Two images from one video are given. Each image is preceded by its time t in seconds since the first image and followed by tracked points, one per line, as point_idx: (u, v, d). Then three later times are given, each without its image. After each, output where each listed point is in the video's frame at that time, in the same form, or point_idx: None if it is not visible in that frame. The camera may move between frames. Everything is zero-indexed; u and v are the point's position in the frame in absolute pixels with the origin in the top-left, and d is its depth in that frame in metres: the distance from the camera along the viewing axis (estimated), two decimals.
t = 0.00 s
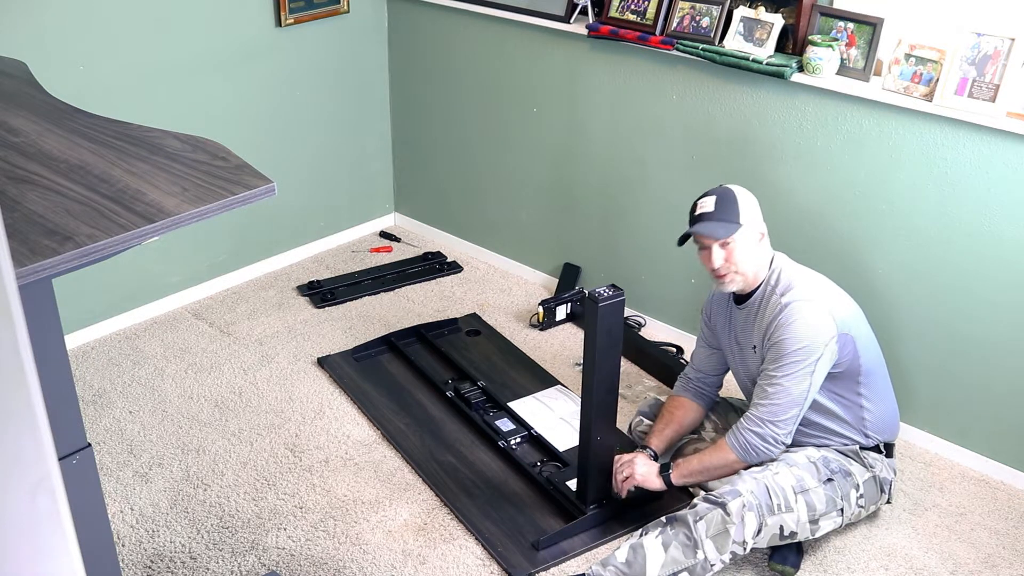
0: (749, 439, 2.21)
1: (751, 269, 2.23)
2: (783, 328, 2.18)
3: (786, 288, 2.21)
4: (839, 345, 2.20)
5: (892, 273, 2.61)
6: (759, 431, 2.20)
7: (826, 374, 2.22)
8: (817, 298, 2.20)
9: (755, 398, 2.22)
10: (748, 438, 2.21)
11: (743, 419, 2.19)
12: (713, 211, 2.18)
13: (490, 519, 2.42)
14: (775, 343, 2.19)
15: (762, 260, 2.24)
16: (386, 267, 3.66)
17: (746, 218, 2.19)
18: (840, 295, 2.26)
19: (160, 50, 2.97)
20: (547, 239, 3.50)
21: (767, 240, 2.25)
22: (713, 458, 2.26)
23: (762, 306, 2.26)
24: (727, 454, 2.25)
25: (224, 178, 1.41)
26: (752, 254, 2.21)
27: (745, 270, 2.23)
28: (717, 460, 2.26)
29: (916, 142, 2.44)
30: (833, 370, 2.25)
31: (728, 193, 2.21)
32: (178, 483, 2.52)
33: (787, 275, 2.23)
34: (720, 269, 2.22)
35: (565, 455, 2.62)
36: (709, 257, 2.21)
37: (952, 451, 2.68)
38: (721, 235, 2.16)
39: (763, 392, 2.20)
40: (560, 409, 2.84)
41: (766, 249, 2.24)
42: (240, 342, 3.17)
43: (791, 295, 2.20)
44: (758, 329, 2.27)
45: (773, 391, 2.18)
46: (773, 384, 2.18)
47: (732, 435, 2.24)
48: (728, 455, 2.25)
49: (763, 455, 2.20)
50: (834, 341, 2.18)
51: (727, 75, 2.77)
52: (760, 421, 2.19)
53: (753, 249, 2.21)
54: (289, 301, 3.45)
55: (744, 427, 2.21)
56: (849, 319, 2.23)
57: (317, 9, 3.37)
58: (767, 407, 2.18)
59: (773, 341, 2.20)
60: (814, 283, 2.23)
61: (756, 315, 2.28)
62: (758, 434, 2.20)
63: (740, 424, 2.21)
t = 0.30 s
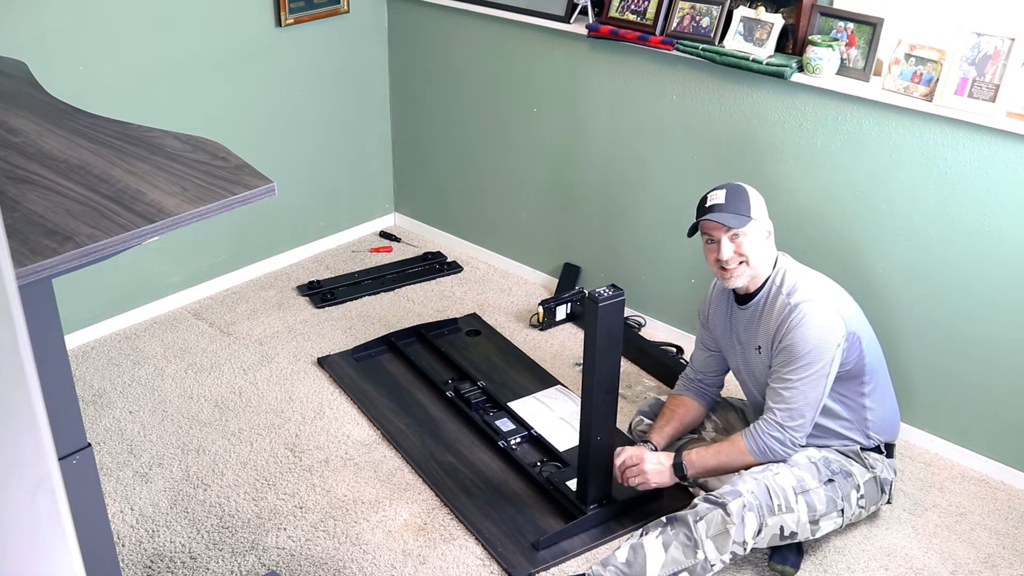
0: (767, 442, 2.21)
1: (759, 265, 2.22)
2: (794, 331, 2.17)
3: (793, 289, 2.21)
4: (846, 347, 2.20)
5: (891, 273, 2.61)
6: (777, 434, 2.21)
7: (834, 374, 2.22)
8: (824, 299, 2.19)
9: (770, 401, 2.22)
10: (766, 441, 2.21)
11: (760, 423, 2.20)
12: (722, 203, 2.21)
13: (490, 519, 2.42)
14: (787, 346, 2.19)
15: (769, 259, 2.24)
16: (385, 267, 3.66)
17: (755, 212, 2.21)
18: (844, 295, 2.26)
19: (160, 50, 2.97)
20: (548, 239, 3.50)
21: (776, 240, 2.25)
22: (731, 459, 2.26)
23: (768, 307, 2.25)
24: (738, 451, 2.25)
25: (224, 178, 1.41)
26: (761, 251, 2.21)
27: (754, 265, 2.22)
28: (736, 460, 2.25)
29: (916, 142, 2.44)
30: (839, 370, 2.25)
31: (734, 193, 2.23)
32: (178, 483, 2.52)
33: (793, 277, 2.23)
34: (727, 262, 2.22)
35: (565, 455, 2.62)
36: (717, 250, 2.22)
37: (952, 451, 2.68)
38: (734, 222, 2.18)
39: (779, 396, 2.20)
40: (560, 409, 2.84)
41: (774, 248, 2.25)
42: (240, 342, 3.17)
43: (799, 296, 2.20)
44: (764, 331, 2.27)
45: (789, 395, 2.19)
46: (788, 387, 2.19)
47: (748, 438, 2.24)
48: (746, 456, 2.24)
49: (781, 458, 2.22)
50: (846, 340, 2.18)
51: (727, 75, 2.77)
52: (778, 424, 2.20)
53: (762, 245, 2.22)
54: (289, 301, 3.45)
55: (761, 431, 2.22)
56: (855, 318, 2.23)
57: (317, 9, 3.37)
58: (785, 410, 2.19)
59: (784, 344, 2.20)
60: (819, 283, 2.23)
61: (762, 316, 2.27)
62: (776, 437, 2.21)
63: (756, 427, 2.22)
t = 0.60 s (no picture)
0: (763, 446, 2.21)
1: (759, 269, 2.22)
2: (793, 335, 2.17)
3: (793, 293, 2.21)
4: (845, 350, 2.20)
5: (891, 273, 2.61)
6: (773, 438, 2.21)
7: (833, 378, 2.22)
8: (824, 303, 2.19)
9: (767, 405, 2.22)
10: (762, 444, 2.21)
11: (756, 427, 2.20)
12: (721, 208, 2.21)
13: (490, 519, 2.42)
14: (786, 350, 2.18)
15: (772, 261, 2.24)
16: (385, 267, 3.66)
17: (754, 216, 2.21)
18: (844, 299, 2.25)
19: (160, 50, 2.97)
20: (548, 239, 3.50)
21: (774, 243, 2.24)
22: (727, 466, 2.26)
23: (768, 310, 2.25)
24: (736, 459, 2.26)
25: (224, 178, 1.41)
26: (760, 255, 2.20)
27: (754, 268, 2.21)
28: (732, 468, 2.26)
29: (915, 142, 2.45)
30: (840, 373, 2.24)
31: (735, 195, 2.23)
32: (178, 483, 2.52)
33: (794, 280, 2.22)
34: (727, 267, 2.21)
35: (565, 455, 2.62)
36: (717, 255, 2.21)
37: (952, 451, 2.68)
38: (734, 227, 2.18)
39: (775, 400, 2.20)
40: (560, 409, 2.84)
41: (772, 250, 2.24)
42: (240, 342, 3.17)
43: (798, 300, 2.19)
44: (763, 334, 2.26)
45: (785, 399, 2.19)
46: (785, 392, 2.19)
47: (744, 445, 2.24)
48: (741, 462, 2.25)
49: (776, 462, 2.21)
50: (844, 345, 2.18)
51: (727, 75, 2.77)
52: (774, 428, 2.20)
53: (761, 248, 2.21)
54: (289, 301, 3.45)
55: (757, 435, 2.22)
56: (855, 321, 2.22)
57: (317, 9, 3.37)
58: (781, 414, 2.19)
59: (782, 348, 2.19)
60: (820, 287, 2.23)
61: (762, 319, 2.27)
62: (772, 442, 2.20)
63: (753, 431, 2.22)
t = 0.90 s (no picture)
0: (760, 453, 2.21)
1: (741, 290, 2.23)
2: (792, 343, 2.16)
3: (792, 300, 2.20)
4: (844, 356, 2.19)
5: (890, 273, 2.61)
6: (770, 445, 2.20)
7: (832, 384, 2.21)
8: (824, 310, 2.18)
9: (764, 412, 2.21)
10: (759, 451, 2.20)
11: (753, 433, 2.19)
12: (690, 245, 2.19)
13: (490, 519, 2.42)
14: (784, 357, 2.17)
15: (767, 271, 2.22)
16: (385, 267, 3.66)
17: (727, 247, 2.16)
18: (845, 305, 2.24)
19: (160, 50, 2.97)
20: (548, 239, 3.50)
21: (760, 255, 2.20)
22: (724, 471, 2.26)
23: (767, 317, 2.24)
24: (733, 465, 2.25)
25: (224, 178, 1.41)
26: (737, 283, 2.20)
27: (734, 291, 2.22)
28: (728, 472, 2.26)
29: (915, 142, 2.44)
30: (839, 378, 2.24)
31: (717, 212, 2.18)
32: (178, 483, 2.52)
33: (793, 287, 2.21)
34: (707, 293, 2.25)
35: (565, 455, 2.62)
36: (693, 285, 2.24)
37: (952, 451, 2.68)
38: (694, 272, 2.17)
39: (773, 407, 2.20)
40: (560, 409, 2.84)
41: (760, 265, 2.20)
42: (240, 342, 3.17)
43: (797, 307, 2.18)
44: (762, 340, 2.26)
45: (782, 406, 2.18)
46: (783, 399, 2.18)
47: (742, 450, 2.23)
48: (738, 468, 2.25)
49: (774, 467, 2.20)
50: (843, 352, 2.17)
51: (727, 75, 2.77)
52: (770, 435, 2.19)
53: (738, 274, 2.19)
54: (288, 301, 3.45)
55: (754, 442, 2.21)
56: (854, 327, 2.21)
57: (317, 9, 3.37)
58: (778, 421, 2.18)
59: (780, 355, 2.18)
60: (819, 294, 2.22)
61: (760, 325, 2.26)
62: (769, 449, 2.20)
63: (749, 437, 2.21)
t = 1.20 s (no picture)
0: (756, 457, 2.21)
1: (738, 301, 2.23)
2: (791, 350, 2.16)
3: (793, 307, 2.20)
4: (844, 361, 2.18)
5: (890, 273, 2.61)
6: (765, 449, 2.20)
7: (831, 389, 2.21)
8: (824, 318, 2.18)
9: (761, 417, 2.21)
10: (754, 456, 2.21)
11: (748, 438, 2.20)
12: (683, 262, 2.19)
13: (490, 519, 2.42)
14: (782, 363, 2.17)
15: (767, 278, 2.23)
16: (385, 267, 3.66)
17: (722, 263, 2.15)
18: (846, 311, 2.24)
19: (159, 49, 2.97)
20: (548, 239, 3.50)
21: (757, 266, 2.19)
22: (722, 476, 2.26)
23: (767, 323, 2.24)
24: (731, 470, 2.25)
25: (224, 179, 1.41)
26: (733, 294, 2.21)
27: (731, 302, 2.23)
28: (726, 477, 2.26)
29: (915, 142, 2.44)
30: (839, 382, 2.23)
31: (710, 223, 2.17)
32: (178, 483, 2.52)
33: (794, 294, 2.21)
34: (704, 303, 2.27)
35: (565, 455, 2.62)
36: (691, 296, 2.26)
37: (952, 451, 2.68)
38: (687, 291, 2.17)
39: (769, 412, 2.20)
40: (560, 409, 2.84)
41: (757, 277, 2.20)
42: (240, 342, 3.17)
43: (798, 314, 2.18)
44: (761, 346, 2.26)
45: (779, 412, 2.18)
46: (779, 405, 2.18)
47: (738, 456, 2.24)
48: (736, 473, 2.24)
49: (774, 469, 2.20)
50: (842, 360, 2.17)
51: (727, 75, 2.77)
52: (765, 440, 2.19)
53: (733, 287, 2.19)
54: (288, 301, 3.45)
55: (749, 447, 2.21)
56: (854, 333, 2.21)
57: (317, 8, 3.37)
58: (773, 426, 2.18)
59: (779, 361, 2.18)
60: (820, 301, 2.21)
61: (760, 331, 2.26)
62: (764, 453, 2.20)
63: (745, 442, 2.21)
